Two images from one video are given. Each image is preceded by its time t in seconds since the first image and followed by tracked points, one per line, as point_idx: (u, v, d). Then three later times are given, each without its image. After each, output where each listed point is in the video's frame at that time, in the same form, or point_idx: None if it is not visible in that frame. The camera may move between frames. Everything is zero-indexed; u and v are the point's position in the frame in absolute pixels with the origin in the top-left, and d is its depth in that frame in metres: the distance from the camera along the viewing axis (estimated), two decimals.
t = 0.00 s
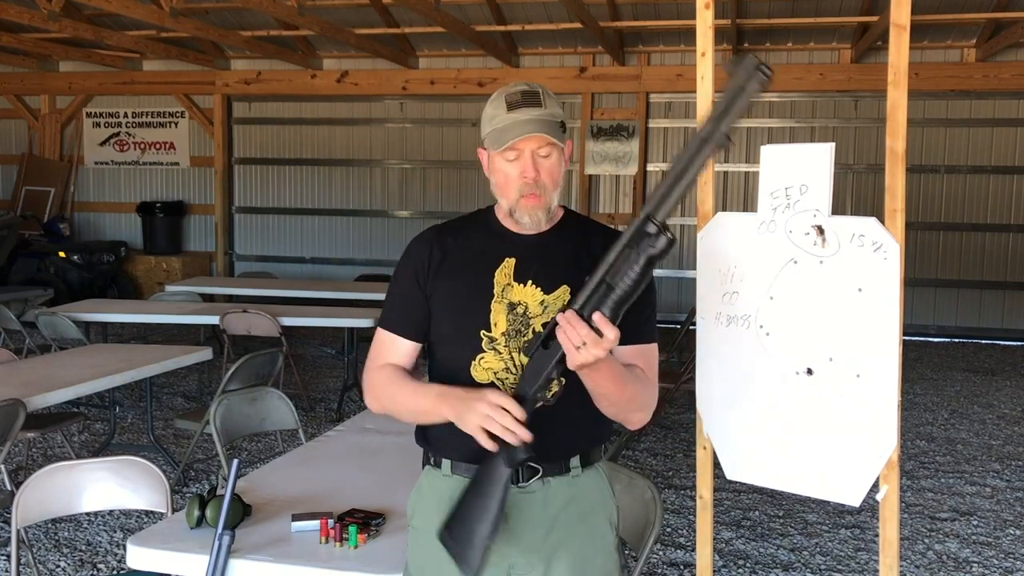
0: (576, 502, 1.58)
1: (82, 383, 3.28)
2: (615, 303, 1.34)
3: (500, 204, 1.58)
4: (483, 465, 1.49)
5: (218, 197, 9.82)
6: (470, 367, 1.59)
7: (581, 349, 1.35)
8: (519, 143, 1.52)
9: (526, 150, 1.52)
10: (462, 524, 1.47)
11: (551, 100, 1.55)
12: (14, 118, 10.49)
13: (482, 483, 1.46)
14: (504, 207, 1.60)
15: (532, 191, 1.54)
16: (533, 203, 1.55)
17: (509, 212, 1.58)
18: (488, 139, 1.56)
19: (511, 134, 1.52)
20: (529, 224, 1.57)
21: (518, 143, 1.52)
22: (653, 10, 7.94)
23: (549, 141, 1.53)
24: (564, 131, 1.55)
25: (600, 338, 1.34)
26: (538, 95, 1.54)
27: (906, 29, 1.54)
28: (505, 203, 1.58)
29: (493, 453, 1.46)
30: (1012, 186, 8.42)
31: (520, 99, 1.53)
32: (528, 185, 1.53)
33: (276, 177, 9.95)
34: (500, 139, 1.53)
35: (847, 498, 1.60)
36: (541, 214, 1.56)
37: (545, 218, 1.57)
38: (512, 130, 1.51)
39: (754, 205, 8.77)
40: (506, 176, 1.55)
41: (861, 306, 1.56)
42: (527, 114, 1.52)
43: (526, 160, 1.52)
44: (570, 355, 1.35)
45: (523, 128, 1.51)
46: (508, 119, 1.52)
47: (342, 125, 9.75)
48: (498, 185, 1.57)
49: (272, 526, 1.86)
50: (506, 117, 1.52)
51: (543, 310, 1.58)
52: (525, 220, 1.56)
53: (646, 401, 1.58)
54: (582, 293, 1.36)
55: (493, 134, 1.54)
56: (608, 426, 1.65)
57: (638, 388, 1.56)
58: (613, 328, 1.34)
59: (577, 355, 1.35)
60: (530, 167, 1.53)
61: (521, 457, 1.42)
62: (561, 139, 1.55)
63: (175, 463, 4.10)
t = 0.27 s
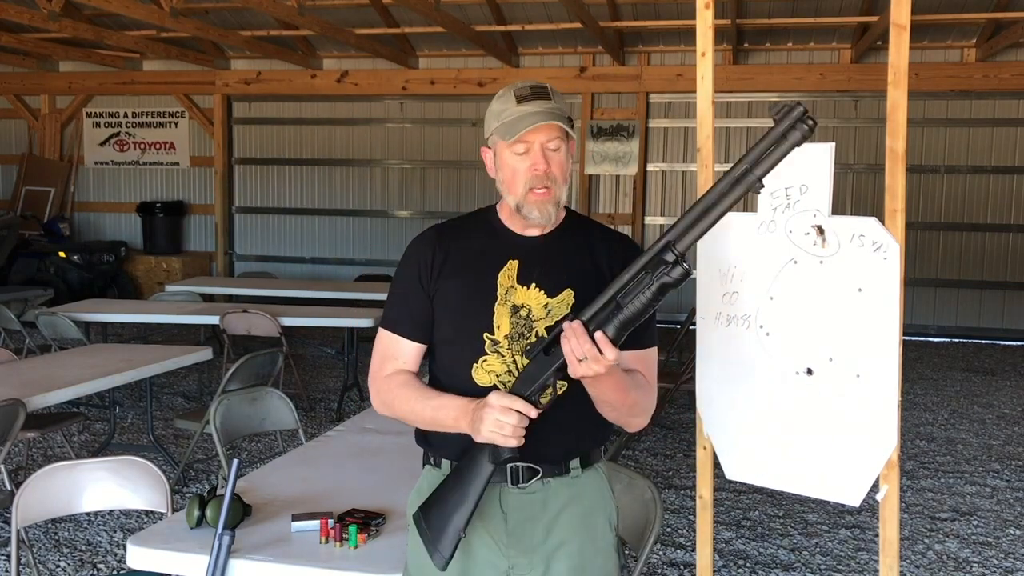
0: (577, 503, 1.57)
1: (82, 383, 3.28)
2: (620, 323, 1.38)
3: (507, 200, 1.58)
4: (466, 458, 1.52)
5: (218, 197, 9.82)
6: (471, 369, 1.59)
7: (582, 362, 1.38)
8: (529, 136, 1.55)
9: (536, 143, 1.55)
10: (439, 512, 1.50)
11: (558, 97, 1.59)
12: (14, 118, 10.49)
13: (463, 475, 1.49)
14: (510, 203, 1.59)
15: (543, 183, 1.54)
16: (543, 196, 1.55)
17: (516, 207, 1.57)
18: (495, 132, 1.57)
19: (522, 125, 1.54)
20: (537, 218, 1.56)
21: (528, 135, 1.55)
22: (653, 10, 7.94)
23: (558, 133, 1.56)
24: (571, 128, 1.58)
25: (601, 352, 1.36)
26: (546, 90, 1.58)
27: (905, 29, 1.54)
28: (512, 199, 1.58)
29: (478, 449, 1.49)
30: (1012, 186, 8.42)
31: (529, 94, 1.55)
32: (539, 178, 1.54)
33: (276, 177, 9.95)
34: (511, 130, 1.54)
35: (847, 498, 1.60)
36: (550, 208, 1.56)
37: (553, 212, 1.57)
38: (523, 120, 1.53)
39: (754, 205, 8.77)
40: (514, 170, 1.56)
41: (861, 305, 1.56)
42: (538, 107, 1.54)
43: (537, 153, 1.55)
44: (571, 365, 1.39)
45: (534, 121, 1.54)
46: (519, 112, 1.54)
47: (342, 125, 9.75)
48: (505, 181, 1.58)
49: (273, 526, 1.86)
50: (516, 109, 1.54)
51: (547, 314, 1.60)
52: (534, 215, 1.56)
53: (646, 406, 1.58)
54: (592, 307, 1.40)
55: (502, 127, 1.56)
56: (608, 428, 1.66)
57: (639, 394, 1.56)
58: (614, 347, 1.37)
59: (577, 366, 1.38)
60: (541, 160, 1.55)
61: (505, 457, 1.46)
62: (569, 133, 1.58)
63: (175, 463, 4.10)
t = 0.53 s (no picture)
0: (578, 504, 1.58)
1: (82, 383, 3.28)
2: (657, 291, 1.38)
3: (503, 191, 1.58)
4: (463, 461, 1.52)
5: (218, 197, 9.82)
6: (471, 371, 1.59)
7: (622, 332, 1.40)
8: (527, 127, 1.56)
9: (534, 133, 1.56)
10: (442, 518, 1.50)
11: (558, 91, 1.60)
12: (14, 118, 10.49)
13: (466, 479, 1.49)
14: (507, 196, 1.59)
15: (538, 175, 1.55)
16: (538, 185, 1.55)
17: (512, 199, 1.57)
18: (494, 124, 1.59)
19: (520, 115, 1.56)
20: (531, 208, 1.56)
21: (526, 125, 1.56)
22: (653, 10, 7.94)
23: (556, 126, 1.57)
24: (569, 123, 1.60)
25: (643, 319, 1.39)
26: (547, 84, 1.59)
27: (906, 29, 1.54)
28: (508, 190, 1.58)
29: (481, 453, 1.49)
30: (1012, 186, 8.42)
31: (529, 86, 1.57)
32: (535, 168, 1.55)
33: (276, 177, 9.95)
34: (509, 120, 1.56)
35: (847, 497, 1.60)
36: (544, 199, 1.55)
37: (547, 204, 1.56)
38: (521, 111, 1.55)
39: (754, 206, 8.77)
40: (511, 161, 1.57)
41: (861, 305, 1.56)
42: (537, 99, 1.56)
43: (533, 144, 1.56)
44: (609, 336, 1.40)
45: (533, 112, 1.56)
46: (518, 102, 1.55)
47: (342, 125, 9.75)
48: (502, 173, 1.59)
49: (273, 526, 1.86)
50: (515, 100, 1.56)
51: (548, 314, 1.60)
52: (527, 205, 1.55)
53: (659, 397, 1.63)
54: (628, 278, 1.41)
55: (501, 118, 1.57)
56: (609, 428, 1.66)
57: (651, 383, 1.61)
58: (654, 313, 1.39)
59: (615, 336, 1.40)
60: (537, 151, 1.56)
61: (509, 461, 1.47)
62: (567, 127, 1.60)
63: (175, 463, 4.10)
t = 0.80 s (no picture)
0: (577, 505, 1.58)
1: (82, 384, 3.28)
2: (653, 293, 1.36)
3: (498, 188, 1.59)
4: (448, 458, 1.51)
5: (218, 197, 9.83)
6: (471, 372, 1.59)
7: (590, 344, 1.36)
8: (523, 123, 1.57)
9: (530, 130, 1.57)
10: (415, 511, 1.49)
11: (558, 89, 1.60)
12: (14, 118, 10.49)
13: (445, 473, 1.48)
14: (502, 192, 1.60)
15: (532, 172, 1.55)
16: (532, 184, 1.55)
17: (506, 195, 1.58)
18: (493, 120, 1.60)
19: (516, 111, 1.56)
20: (524, 206, 1.56)
21: (522, 122, 1.57)
22: (653, 10, 7.94)
23: (553, 125, 1.57)
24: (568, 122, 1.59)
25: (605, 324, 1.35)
26: (547, 82, 1.59)
27: (906, 29, 1.54)
28: (503, 187, 1.59)
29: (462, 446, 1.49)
30: (1012, 186, 8.42)
31: (529, 83, 1.58)
32: (529, 165, 1.55)
33: (276, 177, 9.95)
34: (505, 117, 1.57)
35: (847, 497, 1.60)
36: (537, 197, 1.56)
37: (540, 202, 1.56)
38: (517, 107, 1.56)
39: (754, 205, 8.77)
40: (506, 157, 1.58)
41: (861, 305, 1.56)
42: (535, 97, 1.56)
43: (529, 141, 1.56)
44: (576, 349, 1.37)
45: (530, 109, 1.56)
46: (515, 99, 1.56)
47: (342, 125, 9.75)
48: (498, 169, 1.59)
49: (272, 526, 1.86)
50: (513, 96, 1.57)
51: (547, 315, 1.59)
52: (521, 202, 1.56)
53: (661, 398, 1.62)
54: (625, 278, 1.39)
55: (499, 114, 1.58)
56: (609, 428, 1.66)
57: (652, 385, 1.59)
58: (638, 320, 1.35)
59: (586, 349, 1.36)
60: (532, 148, 1.56)
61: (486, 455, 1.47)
62: (564, 125, 1.59)
63: (175, 463, 4.10)
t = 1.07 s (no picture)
0: (575, 506, 1.57)
1: (82, 383, 3.28)
2: (678, 335, 1.36)
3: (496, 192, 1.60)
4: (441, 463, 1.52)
5: (218, 197, 9.83)
6: (466, 371, 1.59)
7: (611, 367, 1.37)
8: (521, 130, 1.57)
9: (528, 136, 1.57)
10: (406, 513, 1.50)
11: (561, 96, 1.59)
12: (14, 118, 10.49)
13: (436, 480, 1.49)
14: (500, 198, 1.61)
15: (527, 179, 1.56)
16: (527, 194, 1.56)
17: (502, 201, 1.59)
18: (493, 125, 1.61)
19: (514, 117, 1.57)
20: (519, 213, 1.57)
21: (521, 129, 1.57)
22: (653, 10, 7.94)
23: (552, 133, 1.57)
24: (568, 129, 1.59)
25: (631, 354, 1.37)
26: (550, 88, 1.59)
27: (905, 29, 1.54)
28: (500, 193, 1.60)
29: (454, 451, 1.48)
30: (1012, 186, 8.42)
31: (530, 89, 1.58)
32: (525, 173, 1.56)
33: (276, 177, 9.95)
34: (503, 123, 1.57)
35: (847, 498, 1.60)
36: (531, 206, 1.56)
37: (535, 211, 1.57)
38: (515, 114, 1.56)
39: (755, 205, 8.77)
40: (505, 163, 1.59)
41: (861, 306, 1.56)
42: (534, 104, 1.56)
43: (526, 148, 1.57)
44: (597, 372, 1.38)
45: (529, 116, 1.56)
46: (515, 105, 1.56)
47: (342, 125, 9.75)
48: (495, 174, 1.61)
49: (272, 526, 1.86)
50: (513, 102, 1.57)
51: (543, 315, 1.59)
52: (515, 209, 1.57)
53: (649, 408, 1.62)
54: (654, 314, 1.38)
55: (499, 119, 1.59)
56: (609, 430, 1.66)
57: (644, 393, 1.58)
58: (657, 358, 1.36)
59: (605, 373, 1.37)
60: (529, 155, 1.57)
61: (479, 467, 1.47)
62: (564, 134, 1.58)
63: (175, 464, 4.10)
